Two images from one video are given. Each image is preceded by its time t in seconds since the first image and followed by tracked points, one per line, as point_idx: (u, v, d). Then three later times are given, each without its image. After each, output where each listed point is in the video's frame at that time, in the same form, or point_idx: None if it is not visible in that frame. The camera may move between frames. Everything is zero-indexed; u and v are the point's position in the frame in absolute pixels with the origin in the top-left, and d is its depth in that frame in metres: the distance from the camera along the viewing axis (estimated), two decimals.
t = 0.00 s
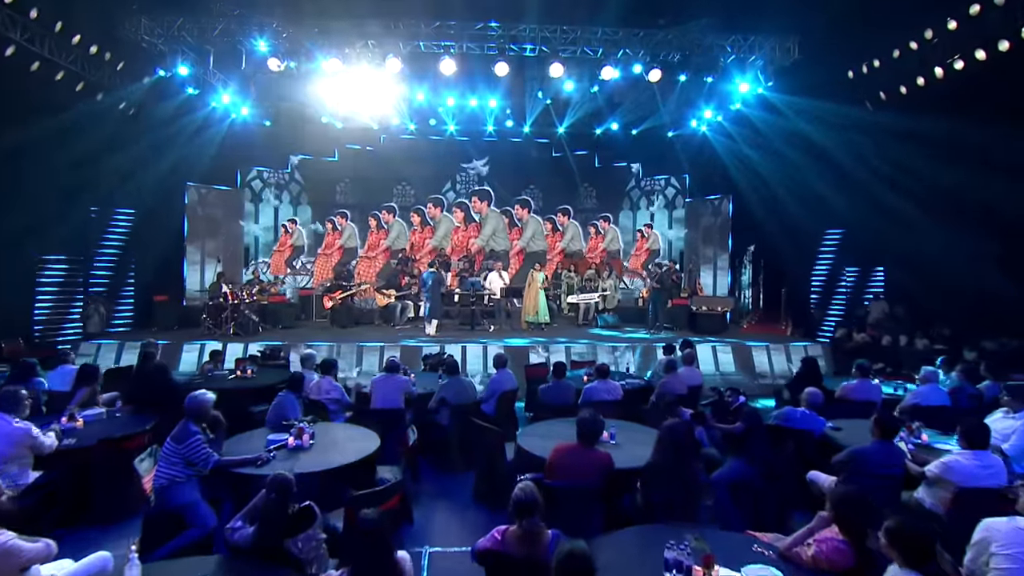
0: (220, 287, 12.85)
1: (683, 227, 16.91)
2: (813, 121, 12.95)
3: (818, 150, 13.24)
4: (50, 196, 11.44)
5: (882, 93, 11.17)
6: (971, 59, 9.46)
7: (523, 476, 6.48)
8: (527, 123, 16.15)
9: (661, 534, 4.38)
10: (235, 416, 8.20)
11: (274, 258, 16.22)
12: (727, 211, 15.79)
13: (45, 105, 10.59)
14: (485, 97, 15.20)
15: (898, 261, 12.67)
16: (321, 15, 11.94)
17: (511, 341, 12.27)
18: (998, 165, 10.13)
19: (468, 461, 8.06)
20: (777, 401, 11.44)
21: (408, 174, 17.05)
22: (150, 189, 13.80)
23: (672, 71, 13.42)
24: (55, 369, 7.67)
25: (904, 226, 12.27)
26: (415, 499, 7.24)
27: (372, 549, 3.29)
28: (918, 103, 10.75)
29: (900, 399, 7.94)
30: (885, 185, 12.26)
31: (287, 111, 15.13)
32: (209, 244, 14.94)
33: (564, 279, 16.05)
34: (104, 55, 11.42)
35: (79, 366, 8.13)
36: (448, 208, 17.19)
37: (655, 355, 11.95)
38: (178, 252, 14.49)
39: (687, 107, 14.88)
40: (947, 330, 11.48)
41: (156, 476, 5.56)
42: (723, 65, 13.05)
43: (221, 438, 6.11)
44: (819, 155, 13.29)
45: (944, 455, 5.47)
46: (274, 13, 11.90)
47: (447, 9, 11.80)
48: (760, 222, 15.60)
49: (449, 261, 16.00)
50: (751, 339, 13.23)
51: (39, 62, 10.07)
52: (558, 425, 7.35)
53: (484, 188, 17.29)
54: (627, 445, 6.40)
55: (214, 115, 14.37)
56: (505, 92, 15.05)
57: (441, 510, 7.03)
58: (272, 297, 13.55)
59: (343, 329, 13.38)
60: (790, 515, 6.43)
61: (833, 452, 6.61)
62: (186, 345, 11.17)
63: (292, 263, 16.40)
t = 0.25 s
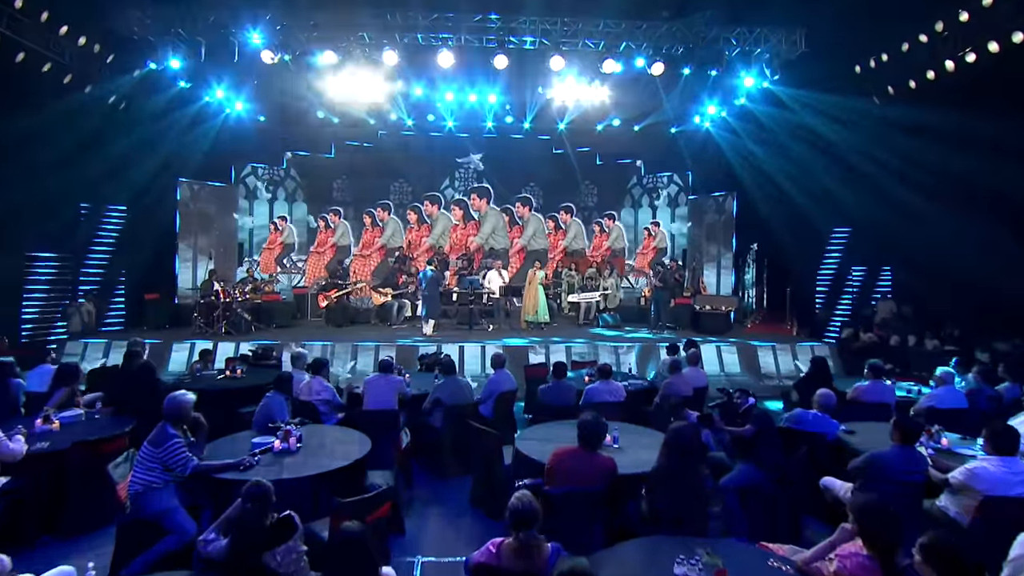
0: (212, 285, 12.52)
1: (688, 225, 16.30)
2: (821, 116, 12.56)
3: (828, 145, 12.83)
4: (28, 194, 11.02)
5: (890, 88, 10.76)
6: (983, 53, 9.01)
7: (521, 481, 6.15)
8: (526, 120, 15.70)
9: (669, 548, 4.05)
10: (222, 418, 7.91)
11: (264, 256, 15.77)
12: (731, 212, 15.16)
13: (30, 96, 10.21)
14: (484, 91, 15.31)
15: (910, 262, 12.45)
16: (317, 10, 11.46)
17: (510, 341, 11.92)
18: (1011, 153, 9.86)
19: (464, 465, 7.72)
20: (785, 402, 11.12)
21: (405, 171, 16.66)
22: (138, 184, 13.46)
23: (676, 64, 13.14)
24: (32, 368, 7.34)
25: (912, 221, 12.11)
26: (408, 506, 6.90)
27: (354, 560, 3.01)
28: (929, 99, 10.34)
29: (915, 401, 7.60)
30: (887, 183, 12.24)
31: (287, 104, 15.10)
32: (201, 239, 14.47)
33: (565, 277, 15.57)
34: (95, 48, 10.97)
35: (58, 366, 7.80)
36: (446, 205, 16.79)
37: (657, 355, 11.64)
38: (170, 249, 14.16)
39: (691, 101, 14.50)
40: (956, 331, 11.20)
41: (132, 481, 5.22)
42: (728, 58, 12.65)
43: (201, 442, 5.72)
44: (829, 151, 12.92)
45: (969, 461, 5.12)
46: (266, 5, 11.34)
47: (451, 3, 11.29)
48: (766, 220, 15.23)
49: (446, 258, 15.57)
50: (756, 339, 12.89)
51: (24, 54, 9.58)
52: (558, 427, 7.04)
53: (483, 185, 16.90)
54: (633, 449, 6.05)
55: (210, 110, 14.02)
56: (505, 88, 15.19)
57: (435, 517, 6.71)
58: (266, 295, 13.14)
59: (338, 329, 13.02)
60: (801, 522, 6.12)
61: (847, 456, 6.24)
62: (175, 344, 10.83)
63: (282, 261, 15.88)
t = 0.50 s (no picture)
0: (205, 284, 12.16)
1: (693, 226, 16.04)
2: (834, 110, 12.12)
3: (841, 141, 12.44)
4: (14, 191, 10.72)
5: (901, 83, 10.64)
6: (1000, 44, 8.90)
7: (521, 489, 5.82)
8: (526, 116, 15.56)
9: (678, 565, 3.73)
10: (211, 420, 7.61)
11: (256, 255, 15.36)
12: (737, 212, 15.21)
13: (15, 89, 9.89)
14: (486, 87, 14.62)
15: (917, 260, 11.87)
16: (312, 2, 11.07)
17: (511, 341, 11.61)
18: None
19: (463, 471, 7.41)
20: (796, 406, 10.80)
21: (406, 170, 16.30)
22: (133, 181, 13.12)
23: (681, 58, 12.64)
24: (13, 369, 7.05)
25: (935, 226, 11.40)
26: (403, 513, 6.60)
27: None
28: (942, 96, 10.24)
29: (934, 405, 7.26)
30: (904, 180, 11.64)
31: (283, 105, 14.38)
32: (196, 237, 14.28)
33: (567, 277, 15.29)
34: (85, 40, 10.65)
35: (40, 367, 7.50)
36: (446, 204, 16.44)
37: (662, 357, 11.31)
38: (164, 247, 13.86)
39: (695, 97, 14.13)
40: (972, 331, 10.79)
41: (105, 491, 4.90)
42: (735, 52, 12.30)
43: (184, 446, 5.49)
44: (844, 147, 12.47)
45: (1001, 471, 4.79)
46: None
47: None
48: (776, 218, 14.83)
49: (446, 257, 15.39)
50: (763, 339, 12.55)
51: (9, 46, 9.27)
52: (560, 431, 6.72)
53: (484, 183, 16.56)
54: (638, 455, 5.77)
55: (206, 105, 13.51)
56: (508, 83, 14.46)
57: (430, 525, 6.40)
58: (262, 294, 12.79)
59: (334, 329, 12.68)
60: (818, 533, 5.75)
61: (864, 462, 5.93)
62: (167, 344, 10.50)
63: (275, 260, 15.50)
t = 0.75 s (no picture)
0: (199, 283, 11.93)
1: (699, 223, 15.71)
2: (849, 104, 11.65)
3: (856, 136, 11.99)
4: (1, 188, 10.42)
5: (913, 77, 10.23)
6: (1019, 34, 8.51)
7: (521, 497, 5.50)
8: (529, 112, 15.25)
9: None
10: (198, 422, 7.32)
11: (248, 253, 15.00)
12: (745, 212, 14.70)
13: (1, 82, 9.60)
14: (488, 83, 14.28)
15: (928, 261, 11.61)
16: None
17: (512, 341, 11.30)
18: None
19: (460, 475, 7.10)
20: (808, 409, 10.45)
21: (408, 167, 16.02)
22: (126, 177, 12.82)
23: (687, 52, 12.22)
24: None
25: (952, 221, 11.04)
26: (397, 520, 6.29)
27: None
28: (955, 91, 9.87)
29: (953, 407, 6.93)
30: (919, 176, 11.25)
31: (278, 99, 13.90)
32: (191, 235, 14.01)
33: (570, 276, 15.00)
34: (76, 32, 10.38)
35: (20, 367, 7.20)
36: (446, 201, 16.11)
37: (668, 358, 10.98)
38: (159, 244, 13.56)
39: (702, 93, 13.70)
40: (986, 333, 10.57)
41: (77, 499, 4.55)
42: (742, 45, 11.95)
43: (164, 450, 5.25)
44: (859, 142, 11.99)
45: None
46: None
47: None
48: (786, 216, 14.44)
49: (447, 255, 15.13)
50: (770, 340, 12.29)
51: None
52: (564, 436, 6.39)
53: (485, 181, 16.26)
54: (646, 464, 5.45)
55: (206, 100, 13.33)
56: (512, 76, 14.09)
57: (425, 533, 6.09)
58: (258, 293, 12.50)
59: (330, 328, 12.36)
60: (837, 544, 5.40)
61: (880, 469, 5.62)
62: (158, 343, 10.20)
63: (267, 258, 15.13)
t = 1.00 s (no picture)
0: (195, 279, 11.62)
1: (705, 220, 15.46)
2: (863, 98, 11.22)
3: (871, 133, 11.52)
4: None
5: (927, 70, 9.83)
6: None
7: (521, 507, 5.17)
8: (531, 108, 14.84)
9: None
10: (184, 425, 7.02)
11: (239, 253, 14.61)
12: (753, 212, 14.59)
13: None
14: (490, 78, 13.93)
15: (942, 261, 11.08)
16: None
17: (513, 342, 10.99)
18: None
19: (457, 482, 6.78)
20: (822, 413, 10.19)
21: (408, 164, 15.69)
22: (116, 173, 12.50)
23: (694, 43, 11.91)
24: None
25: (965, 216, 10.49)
26: (390, 530, 5.98)
27: None
28: (973, 83, 9.39)
29: (977, 412, 6.57)
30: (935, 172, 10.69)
31: (273, 95, 13.38)
32: (185, 232, 13.67)
33: (574, 275, 14.68)
34: (67, 25, 9.95)
35: None
36: (447, 199, 15.81)
37: (674, 360, 10.66)
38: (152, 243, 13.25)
39: (709, 87, 13.28)
40: (1004, 334, 9.97)
41: (44, 509, 4.28)
42: (751, 38, 11.58)
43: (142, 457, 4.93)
44: (874, 139, 11.52)
45: None
46: None
47: None
48: (795, 215, 14.05)
49: (447, 255, 14.80)
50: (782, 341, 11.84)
51: None
52: (566, 442, 6.05)
53: (487, 178, 15.94)
54: (653, 471, 5.12)
55: (197, 96, 12.84)
56: (514, 70, 13.71)
57: (419, 544, 5.78)
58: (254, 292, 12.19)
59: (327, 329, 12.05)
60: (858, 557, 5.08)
61: (901, 478, 5.26)
62: (149, 343, 9.89)
63: (258, 257, 14.72)
